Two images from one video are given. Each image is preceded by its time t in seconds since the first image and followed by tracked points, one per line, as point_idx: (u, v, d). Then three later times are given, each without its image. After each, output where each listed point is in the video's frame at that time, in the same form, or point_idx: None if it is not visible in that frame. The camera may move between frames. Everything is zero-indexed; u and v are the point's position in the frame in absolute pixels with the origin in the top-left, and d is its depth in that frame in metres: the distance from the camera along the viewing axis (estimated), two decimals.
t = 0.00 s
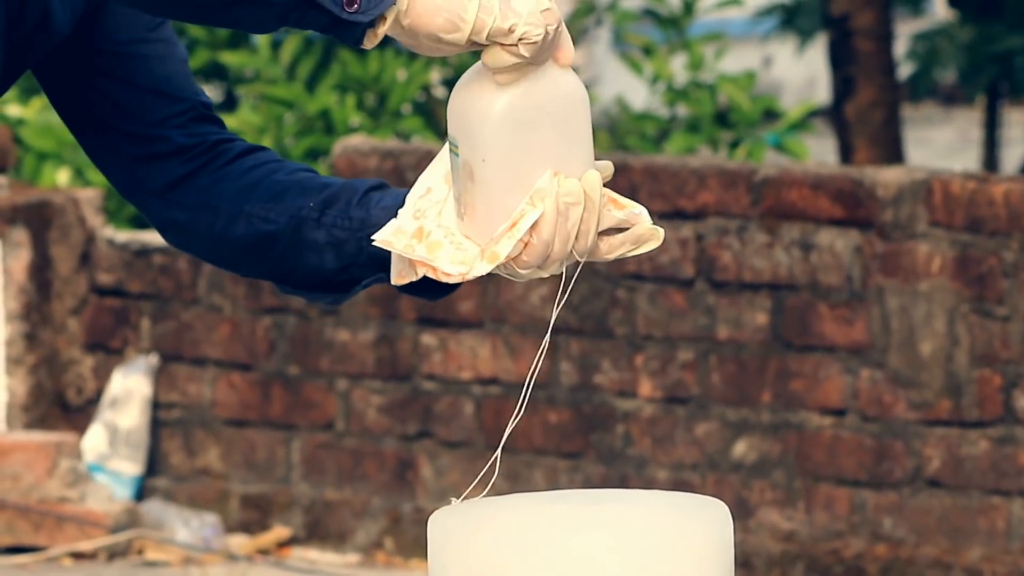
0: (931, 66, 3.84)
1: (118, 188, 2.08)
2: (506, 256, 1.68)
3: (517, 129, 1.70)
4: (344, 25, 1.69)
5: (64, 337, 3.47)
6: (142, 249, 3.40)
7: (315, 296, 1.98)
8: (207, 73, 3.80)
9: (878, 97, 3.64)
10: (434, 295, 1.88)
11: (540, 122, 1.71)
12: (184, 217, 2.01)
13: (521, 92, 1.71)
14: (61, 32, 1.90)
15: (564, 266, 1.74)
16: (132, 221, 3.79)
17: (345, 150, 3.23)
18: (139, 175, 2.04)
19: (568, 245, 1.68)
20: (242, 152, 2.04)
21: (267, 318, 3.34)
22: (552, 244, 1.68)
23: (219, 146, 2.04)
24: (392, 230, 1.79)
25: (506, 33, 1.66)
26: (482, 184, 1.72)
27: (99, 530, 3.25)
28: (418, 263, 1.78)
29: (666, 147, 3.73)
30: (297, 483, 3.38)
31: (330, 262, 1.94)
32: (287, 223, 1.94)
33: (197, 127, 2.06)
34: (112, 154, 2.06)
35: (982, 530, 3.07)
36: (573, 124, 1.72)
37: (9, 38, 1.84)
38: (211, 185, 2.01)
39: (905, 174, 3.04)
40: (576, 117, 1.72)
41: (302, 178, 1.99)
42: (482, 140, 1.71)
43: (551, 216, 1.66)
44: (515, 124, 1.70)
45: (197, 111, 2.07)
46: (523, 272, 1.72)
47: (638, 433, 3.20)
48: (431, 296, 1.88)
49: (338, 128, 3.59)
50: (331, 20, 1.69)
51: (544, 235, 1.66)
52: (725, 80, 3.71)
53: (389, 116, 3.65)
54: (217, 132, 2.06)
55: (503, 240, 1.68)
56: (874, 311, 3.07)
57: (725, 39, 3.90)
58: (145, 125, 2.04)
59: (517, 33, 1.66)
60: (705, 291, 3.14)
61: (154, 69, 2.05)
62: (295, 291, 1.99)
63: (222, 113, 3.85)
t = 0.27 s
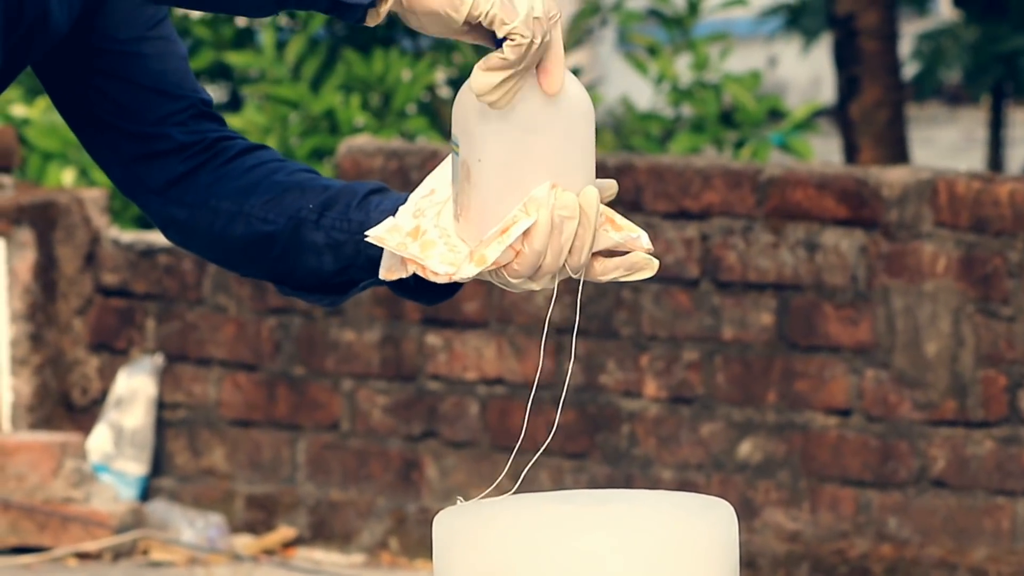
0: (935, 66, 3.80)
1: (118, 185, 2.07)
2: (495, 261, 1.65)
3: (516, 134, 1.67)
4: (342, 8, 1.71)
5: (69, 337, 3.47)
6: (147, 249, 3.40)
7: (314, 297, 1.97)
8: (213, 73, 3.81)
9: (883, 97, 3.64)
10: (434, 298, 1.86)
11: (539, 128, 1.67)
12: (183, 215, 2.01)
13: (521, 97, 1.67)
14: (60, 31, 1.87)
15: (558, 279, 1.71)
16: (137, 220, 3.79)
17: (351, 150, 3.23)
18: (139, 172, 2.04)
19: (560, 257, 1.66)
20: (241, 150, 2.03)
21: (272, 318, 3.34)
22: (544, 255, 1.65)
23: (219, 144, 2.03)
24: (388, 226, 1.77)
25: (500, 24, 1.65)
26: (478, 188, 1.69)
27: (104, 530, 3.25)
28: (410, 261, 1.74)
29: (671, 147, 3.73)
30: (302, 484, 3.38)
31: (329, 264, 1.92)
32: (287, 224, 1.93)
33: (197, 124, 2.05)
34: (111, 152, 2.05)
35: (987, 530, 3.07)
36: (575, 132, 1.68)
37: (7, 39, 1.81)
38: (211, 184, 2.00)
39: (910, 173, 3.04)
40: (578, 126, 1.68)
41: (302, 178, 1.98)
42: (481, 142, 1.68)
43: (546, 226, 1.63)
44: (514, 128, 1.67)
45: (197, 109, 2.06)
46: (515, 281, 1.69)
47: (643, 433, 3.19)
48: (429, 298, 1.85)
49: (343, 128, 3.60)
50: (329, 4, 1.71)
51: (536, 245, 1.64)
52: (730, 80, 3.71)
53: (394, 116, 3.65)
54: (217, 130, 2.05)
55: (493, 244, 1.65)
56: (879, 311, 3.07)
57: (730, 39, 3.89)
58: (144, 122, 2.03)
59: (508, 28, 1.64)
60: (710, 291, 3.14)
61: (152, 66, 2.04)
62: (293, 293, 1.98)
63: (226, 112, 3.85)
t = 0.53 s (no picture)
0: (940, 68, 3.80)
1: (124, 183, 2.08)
2: (496, 268, 1.65)
3: (516, 142, 1.68)
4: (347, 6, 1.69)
5: (74, 338, 3.48)
6: (152, 251, 3.40)
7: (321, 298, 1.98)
8: (218, 74, 3.81)
9: (888, 99, 3.64)
10: (442, 300, 1.87)
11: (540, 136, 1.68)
12: (191, 216, 2.02)
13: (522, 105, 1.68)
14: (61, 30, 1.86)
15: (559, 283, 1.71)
16: (143, 223, 3.79)
17: (355, 151, 3.23)
18: (146, 172, 2.04)
19: (561, 262, 1.65)
20: (248, 150, 2.03)
21: (277, 320, 3.34)
22: (545, 260, 1.65)
23: (225, 143, 2.03)
24: (391, 231, 1.77)
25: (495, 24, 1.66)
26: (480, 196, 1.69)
27: (109, 532, 3.25)
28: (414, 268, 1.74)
29: (676, 149, 3.73)
30: (307, 485, 3.39)
31: (335, 266, 1.93)
32: (294, 227, 1.94)
33: (203, 123, 2.05)
34: (117, 150, 2.05)
35: (992, 532, 3.07)
36: (575, 140, 1.69)
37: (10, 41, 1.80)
38: (217, 185, 2.01)
39: (915, 175, 3.04)
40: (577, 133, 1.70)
41: (309, 180, 1.98)
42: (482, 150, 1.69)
43: (546, 233, 1.63)
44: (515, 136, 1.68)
45: (202, 108, 2.05)
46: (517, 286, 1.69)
47: (648, 435, 3.19)
48: (437, 300, 1.86)
49: (348, 130, 3.61)
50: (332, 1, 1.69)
51: (536, 251, 1.63)
52: (734, 83, 3.71)
53: (399, 117, 3.66)
54: (223, 129, 2.05)
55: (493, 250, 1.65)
56: (884, 314, 3.06)
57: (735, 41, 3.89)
58: (149, 122, 2.03)
59: (501, 27, 1.65)
60: (715, 293, 3.13)
61: (158, 64, 2.03)
62: (301, 293, 2.00)
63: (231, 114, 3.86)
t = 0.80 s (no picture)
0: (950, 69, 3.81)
1: (137, 186, 2.00)
2: (498, 270, 1.56)
3: (513, 141, 1.59)
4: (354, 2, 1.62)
5: (85, 340, 3.48)
6: (162, 253, 3.40)
7: (336, 302, 1.89)
8: (228, 77, 3.81)
9: (898, 101, 3.63)
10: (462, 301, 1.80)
11: (539, 134, 1.59)
12: (203, 218, 1.93)
13: (520, 102, 1.59)
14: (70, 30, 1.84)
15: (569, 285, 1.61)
16: (154, 223, 3.81)
17: (366, 154, 3.24)
18: (158, 174, 1.96)
19: (566, 263, 1.55)
20: (263, 151, 1.95)
21: (287, 322, 3.35)
22: (548, 261, 1.55)
23: (239, 144, 1.95)
24: (401, 235, 1.68)
25: None
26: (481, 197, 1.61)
27: (119, 533, 3.24)
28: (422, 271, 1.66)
29: (686, 152, 3.73)
30: (317, 487, 3.39)
31: (350, 270, 1.85)
32: (308, 230, 1.86)
33: (217, 124, 1.96)
34: (130, 152, 1.97)
35: (1003, 534, 3.05)
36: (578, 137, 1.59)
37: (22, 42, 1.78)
38: (231, 186, 1.92)
39: (925, 177, 3.03)
40: (580, 131, 1.60)
41: (324, 182, 1.91)
42: (481, 150, 1.60)
43: (546, 232, 1.54)
44: (512, 134, 1.59)
45: (216, 109, 1.97)
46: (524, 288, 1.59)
47: (658, 437, 3.19)
48: (450, 307, 1.81)
49: (359, 132, 3.62)
50: None
51: (539, 252, 1.54)
52: (745, 85, 3.70)
53: (409, 120, 3.66)
54: (236, 129, 1.97)
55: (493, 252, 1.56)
56: (895, 316, 3.06)
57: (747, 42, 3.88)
58: (162, 123, 1.95)
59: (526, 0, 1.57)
60: (725, 295, 3.13)
61: (171, 64, 1.96)
62: (315, 297, 1.91)
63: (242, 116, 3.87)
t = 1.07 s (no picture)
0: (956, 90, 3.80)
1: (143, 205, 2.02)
2: (509, 294, 1.62)
3: (522, 166, 1.65)
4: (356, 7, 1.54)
5: (91, 362, 3.48)
6: (169, 275, 3.41)
7: (342, 321, 1.94)
8: (234, 98, 3.83)
9: (903, 121, 3.64)
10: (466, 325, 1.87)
11: (549, 161, 1.65)
12: (211, 238, 1.96)
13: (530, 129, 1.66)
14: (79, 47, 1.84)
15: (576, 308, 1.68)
16: (159, 245, 3.82)
17: (372, 175, 3.24)
18: (165, 194, 1.98)
19: (575, 287, 1.62)
20: (270, 172, 1.99)
21: (294, 344, 3.35)
22: (558, 285, 1.62)
23: (246, 164, 1.98)
24: (408, 259, 1.74)
25: (513, 22, 1.60)
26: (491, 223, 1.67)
27: (127, 556, 3.19)
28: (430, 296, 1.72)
29: (693, 172, 3.73)
30: (324, 509, 3.39)
31: (357, 290, 1.89)
32: (316, 250, 1.90)
33: (223, 145, 1.99)
34: (136, 172, 1.99)
35: (1010, 554, 3.05)
36: (585, 163, 1.66)
37: (30, 60, 1.78)
38: (239, 207, 1.95)
39: (931, 198, 3.03)
40: (587, 156, 1.66)
41: (331, 203, 1.95)
42: (490, 176, 1.66)
43: (557, 257, 1.60)
44: (522, 161, 1.65)
45: (222, 129, 2.00)
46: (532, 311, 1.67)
47: (665, 458, 3.19)
48: (456, 326, 1.87)
49: (365, 154, 3.61)
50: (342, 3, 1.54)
51: (549, 276, 1.60)
52: (751, 106, 3.70)
53: (416, 141, 3.66)
54: (243, 149, 1.99)
55: (505, 277, 1.62)
56: (901, 336, 3.06)
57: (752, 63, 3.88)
58: (169, 143, 1.97)
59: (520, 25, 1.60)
60: (731, 316, 3.13)
61: (177, 85, 1.98)
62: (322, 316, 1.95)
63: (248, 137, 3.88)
